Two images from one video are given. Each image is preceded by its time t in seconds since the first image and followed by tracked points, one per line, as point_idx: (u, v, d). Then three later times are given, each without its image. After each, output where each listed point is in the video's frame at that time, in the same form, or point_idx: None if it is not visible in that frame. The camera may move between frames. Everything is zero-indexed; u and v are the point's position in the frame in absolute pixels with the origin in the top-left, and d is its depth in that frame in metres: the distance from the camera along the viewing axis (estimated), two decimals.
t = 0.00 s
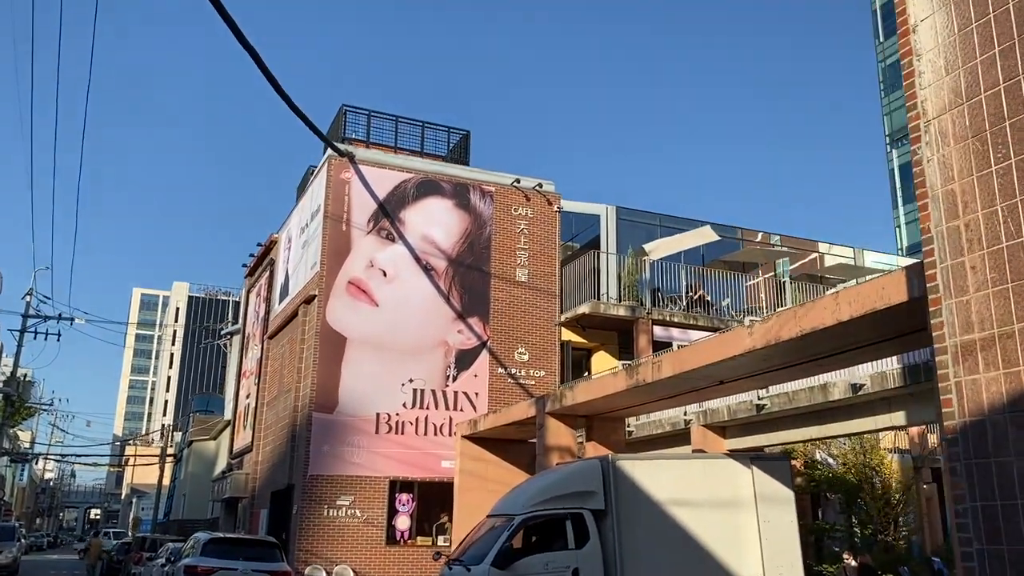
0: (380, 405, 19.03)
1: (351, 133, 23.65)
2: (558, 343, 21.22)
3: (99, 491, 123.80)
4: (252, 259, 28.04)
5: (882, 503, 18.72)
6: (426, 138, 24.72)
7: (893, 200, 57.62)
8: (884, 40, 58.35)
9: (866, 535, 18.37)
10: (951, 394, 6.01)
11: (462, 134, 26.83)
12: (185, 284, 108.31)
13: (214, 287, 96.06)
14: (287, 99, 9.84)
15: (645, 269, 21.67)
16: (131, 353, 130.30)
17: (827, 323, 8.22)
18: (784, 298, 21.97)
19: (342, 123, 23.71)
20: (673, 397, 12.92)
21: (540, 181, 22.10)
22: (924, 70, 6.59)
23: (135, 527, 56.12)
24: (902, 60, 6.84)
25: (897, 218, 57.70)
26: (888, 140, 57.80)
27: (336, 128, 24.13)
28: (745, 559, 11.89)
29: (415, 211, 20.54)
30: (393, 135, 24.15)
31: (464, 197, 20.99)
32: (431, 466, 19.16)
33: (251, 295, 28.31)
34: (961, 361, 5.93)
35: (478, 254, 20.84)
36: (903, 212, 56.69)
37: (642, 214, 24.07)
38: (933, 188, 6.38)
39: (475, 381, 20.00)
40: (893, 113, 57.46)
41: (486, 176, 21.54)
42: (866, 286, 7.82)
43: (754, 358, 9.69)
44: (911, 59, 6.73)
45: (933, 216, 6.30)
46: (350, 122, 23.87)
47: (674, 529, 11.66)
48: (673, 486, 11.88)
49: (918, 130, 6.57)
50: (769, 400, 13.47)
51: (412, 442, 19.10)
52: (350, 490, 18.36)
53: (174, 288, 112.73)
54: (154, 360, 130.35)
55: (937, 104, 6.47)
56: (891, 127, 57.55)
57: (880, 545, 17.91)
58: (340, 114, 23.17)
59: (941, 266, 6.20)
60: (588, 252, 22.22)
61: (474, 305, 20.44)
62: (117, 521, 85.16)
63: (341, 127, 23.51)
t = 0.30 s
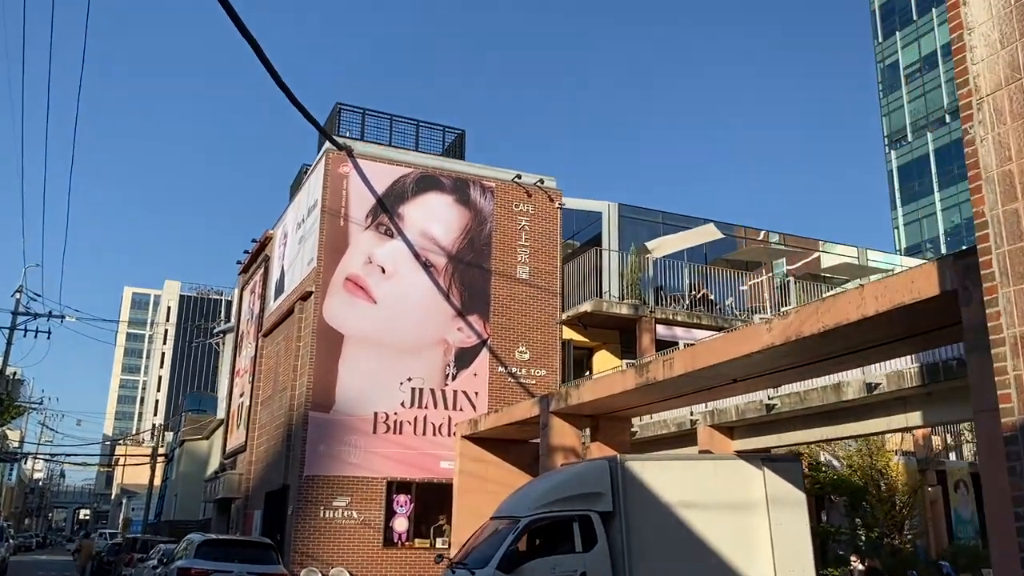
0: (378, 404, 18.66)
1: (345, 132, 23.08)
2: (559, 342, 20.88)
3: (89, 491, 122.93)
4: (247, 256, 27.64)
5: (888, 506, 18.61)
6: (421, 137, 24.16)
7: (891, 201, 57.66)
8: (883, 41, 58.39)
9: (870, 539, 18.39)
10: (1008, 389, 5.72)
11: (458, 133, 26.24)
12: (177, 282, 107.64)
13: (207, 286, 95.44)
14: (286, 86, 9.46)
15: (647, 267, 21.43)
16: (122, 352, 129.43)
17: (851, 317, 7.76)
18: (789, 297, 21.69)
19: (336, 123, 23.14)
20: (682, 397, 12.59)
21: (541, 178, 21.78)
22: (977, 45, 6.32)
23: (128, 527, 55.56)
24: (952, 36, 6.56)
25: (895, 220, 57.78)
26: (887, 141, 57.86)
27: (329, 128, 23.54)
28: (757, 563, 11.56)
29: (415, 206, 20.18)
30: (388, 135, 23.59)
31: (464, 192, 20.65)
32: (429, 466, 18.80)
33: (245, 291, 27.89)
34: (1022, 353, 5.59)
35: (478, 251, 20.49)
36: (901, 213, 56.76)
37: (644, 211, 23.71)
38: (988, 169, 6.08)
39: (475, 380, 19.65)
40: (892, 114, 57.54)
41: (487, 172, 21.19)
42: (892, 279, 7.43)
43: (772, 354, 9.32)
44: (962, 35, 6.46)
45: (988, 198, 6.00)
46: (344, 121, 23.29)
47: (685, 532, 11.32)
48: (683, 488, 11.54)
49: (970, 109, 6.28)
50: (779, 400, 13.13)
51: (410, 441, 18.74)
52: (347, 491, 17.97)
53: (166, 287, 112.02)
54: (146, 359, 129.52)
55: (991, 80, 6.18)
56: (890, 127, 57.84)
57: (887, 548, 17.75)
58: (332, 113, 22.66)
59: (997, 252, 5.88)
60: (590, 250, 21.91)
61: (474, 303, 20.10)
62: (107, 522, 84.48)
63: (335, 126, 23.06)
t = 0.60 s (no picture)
0: (375, 400, 18.33)
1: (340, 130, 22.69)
2: (559, 338, 20.60)
3: (80, 489, 122.19)
4: (242, 251, 27.31)
5: (894, 506, 18.41)
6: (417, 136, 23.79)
7: (887, 201, 57.62)
8: (880, 40, 58.35)
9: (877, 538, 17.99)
10: None
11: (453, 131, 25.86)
12: (169, 280, 107.08)
13: (200, 284, 94.88)
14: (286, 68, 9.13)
15: (649, 263, 21.11)
16: (114, 350, 128.69)
17: (875, 308, 7.49)
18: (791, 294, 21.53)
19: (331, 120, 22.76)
20: (689, 393, 12.30)
21: (542, 171, 21.49)
22: None
23: (119, 525, 55.05)
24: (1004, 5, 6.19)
25: (891, 220, 57.60)
26: (884, 141, 57.81)
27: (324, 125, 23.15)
28: (769, 564, 11.29)
29: (414, 199, 19.86)
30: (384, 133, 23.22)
31: (464, 185, 20.34)
32: (428, 463, 18.50)
33: (240, 286, 27.53)
34: None
35: (478, 245, 20.19)
36: (897, 213, 56.72)
37: (646, 206, 23.45)
38: None
39: (475, 376, 19.35)
40: (888, 114, 57.50)
41: (487, 165, 20.89)
42: (919, 267, 7.16)
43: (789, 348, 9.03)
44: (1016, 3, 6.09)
45: None
46: (339, 119, 22.90)
47: (695, 532, 11.03)
48: (693, 485, 11.26)
49: None
50: (788, 397, 12.81)
51: (409, 438, 18.43)
52: (344, 488, 17.65)
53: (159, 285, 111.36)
54: (137, 357, 128.78)
55: None
56: (886, 128, 57.69)
57: (891, 549, 17.52)
58: (327, 110, 22.29)
59: None
60: (591, 245, 21.61)
61: (474, 298, 19.80)
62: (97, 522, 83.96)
63: (329, 123, 22.71)
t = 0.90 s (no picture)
0: (371, 395, 17.98)
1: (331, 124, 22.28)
2: (557, 333, 20.28)
3: (67, 485, 121.12)
4: (234, 243, 26.87)
5: (896, 504, 18.24)
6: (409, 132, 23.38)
7: (881, 198, 57.60)
8: (875, 37, 58.26)
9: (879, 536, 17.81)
10: None
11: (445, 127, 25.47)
12: (158, 274, 106.16)
13: (188, 279, 94.07)
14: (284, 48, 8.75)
15: (648, 257, 20.83)
16: (101, 345, 127.59)
17: (902, 299, 7.20)
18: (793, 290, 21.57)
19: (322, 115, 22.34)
20: (696, 388, 12.01)
21: (540, 164, 21.16)
22: None
23: (107, 521, 54.45)
24: None
25: (885, 218, 57.55)
26: (878, 138, 57.73)
27: (316, 119, 22.73)
28: (778, 564, 11.03)
29: (411, 191, 19.50)
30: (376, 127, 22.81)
31: (461, 177, 19.99)
32: (424, 460, 18.17)
33: (232, 280, 27.08)
34: None
35: (476, 238, 19.84)
36: (891, 211, 56.68)
37: (645, 200, 23.16)
38: None
39: (471, 371, 19.02)
40: (883, 111, 57.41)
41: (484, 157, 20.55)
42: (949, 256, 6.86)
43: (807, 340, 8.74)
44: None
45: None
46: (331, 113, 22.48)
47: (703, 530, 10.75)
48: (701, 483, 10.98)
49: None
50: (797, 392, 12.58)
51: (405, 434, 18.10)
52: (339, 485, 17.29)
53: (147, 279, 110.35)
54: (125, 352, 127.69)
55: None
56: (881, 125, 57.60)
57: (895, 547, 17.32)
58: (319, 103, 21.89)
59: None
60: (590, 239, 21.29)
61: (471, 292, 19.46)
62: (84, 518, 83.14)
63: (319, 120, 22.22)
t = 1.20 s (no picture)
0: (362, 387, 17.65)
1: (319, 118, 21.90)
2: (551, 326, 20.03)
3: (46, 480, 119.75)
4: (221, 233, 26.45)
5: (891, 500, 18.05)
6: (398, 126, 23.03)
7: (869, 195, 57.71)
8: (863, 35, 58.32)
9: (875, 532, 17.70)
10: None
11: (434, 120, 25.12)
12: (140, 268, 105.07)
13: (171, 272, 93.14)
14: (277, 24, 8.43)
15: (643, 250, 20.59)
16: (83, 338, 126.21)
17: (923, 286, 7.01)
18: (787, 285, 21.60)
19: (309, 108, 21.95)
20: (698, 381, 11.78)
21: (535, 155, 20.87)
22: None
23: (89, 516, 53.79)
24: None
25: (873, 216, 57.69)
26: (866, 136, 57.83)
27: (303, 112, 22.33)
28: (782, 559, 10.83)
29: (403, 181, 19.17)
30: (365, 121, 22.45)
31: (455, 167, 19.68)
32: (416, 454, 17.88)
33: (219, 270, 26.65)
34: None
35: (469, 229, 19.54)
36: (879, 208, 56.80)
37: (639, 192, 22.94)
38: None
39: (464, 364, 18.73)
40: (871, 109, 57.50)
41: (478, 147, 20.24)
42: (975, 241, 6.65)
43: (820, 330, 8.53)
44: None
45: None
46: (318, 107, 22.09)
47: (706, 525, 10.53)
48: (704, 477, 10.76)
49: None
50: (798, 386, 12.38)
51: (397, 427, 17.80)
52: (329, 479, 16.96)
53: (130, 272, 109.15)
54: (107, 346, 126.37)
55: None
56: (869, 122, 57.70)
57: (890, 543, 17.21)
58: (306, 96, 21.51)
59: None
60: (584, 231, 21.03)
61: (464, 283, 19.16)
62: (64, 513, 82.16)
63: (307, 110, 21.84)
